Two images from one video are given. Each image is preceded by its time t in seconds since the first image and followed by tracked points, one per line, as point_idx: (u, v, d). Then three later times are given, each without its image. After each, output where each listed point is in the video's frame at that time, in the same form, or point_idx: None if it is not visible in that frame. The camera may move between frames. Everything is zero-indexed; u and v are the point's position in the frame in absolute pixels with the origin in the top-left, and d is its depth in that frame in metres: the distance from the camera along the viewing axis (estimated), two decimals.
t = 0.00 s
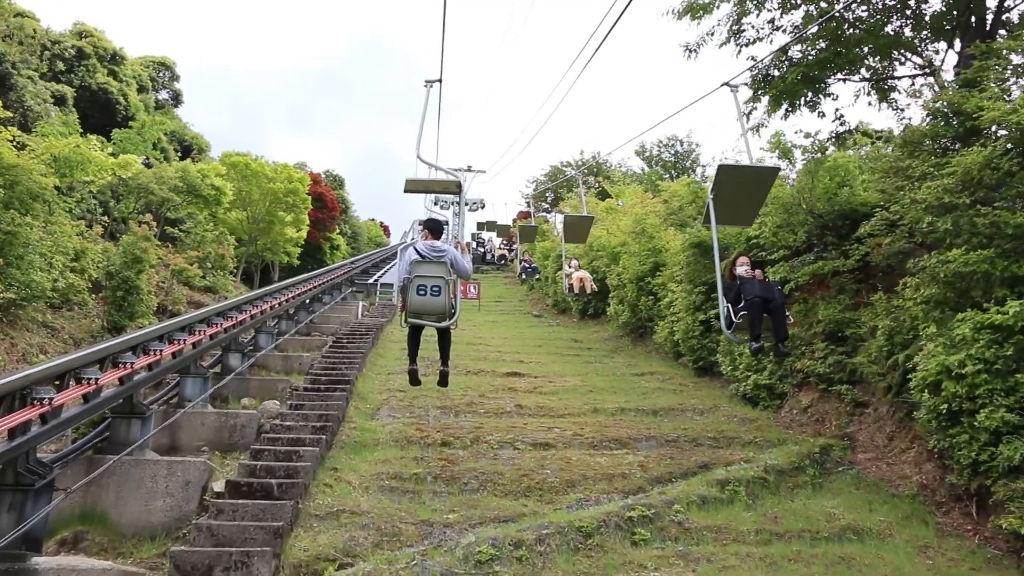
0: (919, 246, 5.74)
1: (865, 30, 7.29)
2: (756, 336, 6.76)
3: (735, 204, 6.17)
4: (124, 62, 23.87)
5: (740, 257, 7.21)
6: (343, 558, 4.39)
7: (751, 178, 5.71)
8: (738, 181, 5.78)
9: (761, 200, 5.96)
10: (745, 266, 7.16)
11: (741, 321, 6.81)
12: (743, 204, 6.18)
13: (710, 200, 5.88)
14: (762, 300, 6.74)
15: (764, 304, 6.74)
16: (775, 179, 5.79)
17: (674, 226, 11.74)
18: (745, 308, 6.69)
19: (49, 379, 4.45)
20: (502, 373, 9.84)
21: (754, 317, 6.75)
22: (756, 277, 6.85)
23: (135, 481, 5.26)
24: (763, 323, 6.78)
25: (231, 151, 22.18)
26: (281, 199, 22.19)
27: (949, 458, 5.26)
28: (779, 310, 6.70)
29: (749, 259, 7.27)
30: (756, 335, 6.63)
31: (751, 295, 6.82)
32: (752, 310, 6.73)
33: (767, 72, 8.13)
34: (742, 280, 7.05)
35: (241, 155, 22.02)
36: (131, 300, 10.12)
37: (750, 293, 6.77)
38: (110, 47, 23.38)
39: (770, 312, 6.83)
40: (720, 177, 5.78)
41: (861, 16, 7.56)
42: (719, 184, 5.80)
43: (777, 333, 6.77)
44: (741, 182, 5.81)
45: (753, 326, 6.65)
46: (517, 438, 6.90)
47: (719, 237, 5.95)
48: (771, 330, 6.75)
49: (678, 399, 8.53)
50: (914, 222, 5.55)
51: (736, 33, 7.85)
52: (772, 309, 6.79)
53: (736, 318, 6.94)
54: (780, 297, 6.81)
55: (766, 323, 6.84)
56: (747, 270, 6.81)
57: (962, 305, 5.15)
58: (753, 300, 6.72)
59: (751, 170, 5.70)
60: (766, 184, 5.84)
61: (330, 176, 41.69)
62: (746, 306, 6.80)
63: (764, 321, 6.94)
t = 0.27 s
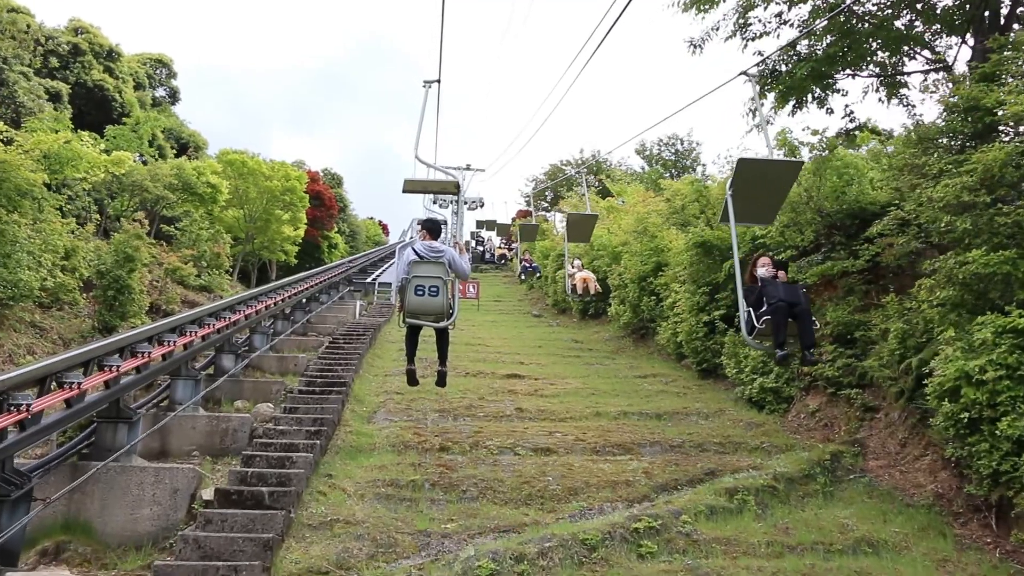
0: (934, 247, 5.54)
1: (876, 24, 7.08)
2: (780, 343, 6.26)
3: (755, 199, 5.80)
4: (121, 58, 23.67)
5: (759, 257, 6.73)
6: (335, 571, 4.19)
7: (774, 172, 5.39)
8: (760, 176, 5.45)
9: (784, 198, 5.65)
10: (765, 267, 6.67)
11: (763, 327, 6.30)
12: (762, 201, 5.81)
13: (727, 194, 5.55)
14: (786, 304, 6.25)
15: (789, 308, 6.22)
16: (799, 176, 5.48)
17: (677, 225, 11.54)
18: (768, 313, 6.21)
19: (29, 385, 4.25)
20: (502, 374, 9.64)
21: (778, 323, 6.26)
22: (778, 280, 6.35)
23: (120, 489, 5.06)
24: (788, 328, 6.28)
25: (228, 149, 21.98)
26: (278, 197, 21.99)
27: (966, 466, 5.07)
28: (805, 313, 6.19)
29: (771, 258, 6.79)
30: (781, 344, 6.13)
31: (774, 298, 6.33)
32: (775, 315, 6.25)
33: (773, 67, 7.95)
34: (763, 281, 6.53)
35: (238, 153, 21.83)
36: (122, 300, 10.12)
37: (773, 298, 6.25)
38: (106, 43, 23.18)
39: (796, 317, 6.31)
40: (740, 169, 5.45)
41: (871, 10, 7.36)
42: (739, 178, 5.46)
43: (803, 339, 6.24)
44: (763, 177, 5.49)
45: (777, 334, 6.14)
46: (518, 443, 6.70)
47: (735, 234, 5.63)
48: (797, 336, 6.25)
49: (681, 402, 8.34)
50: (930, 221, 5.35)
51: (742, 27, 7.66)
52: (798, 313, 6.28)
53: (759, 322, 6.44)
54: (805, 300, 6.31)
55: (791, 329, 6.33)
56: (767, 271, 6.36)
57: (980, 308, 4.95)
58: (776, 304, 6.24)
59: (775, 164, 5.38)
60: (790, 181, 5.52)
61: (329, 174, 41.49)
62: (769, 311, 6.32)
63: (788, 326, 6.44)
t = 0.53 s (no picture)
0: (951, 244, 5.36)
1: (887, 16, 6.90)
2: (804, 347, 5.85)
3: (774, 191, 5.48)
4: (117, 55, 23.46)
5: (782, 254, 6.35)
6: None
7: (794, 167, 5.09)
8: (780, 170, 5.15)
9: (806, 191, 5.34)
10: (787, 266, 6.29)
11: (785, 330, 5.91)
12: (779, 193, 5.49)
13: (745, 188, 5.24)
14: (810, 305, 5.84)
15: (812, 309, 5.80)
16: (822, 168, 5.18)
17: (680, 223, 11.36)
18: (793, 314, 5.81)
19: (10, 388, 4.08)
20: (502, 375, 9.46)
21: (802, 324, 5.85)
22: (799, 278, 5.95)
23: (107, 495, 4.90)
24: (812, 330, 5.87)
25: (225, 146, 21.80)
26: (276, 194, 21.81)
27: (982, 473, 4.90)
28: (831, 314, 5.78)
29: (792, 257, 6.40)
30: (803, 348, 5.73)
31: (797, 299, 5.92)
32: (798, 316, 5.85)
33: (780, 60, 7.77)
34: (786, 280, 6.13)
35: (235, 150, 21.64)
36: (114, 300, 10.09)
37: (794, 298, 5.84)
38: (102, 39, 22.97)
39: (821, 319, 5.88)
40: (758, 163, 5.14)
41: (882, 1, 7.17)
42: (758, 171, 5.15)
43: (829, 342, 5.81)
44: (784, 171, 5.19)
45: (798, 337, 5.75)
46: (519, 446, 6.52)
47: (755, 231, 5.33)
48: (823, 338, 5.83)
49: (685, 404, 8.18)
50: (947, 218, 5.17)
51: (748, 20, 7.50)
52: (822, 314, 5.86)
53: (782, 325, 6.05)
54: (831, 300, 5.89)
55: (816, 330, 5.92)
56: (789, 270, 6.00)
57: (998, 309, 4.78)
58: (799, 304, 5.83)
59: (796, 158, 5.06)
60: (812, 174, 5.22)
61: (328, 171, 41.29)
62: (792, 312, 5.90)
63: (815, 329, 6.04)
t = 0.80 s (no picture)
0: (973, 240, 5.16)
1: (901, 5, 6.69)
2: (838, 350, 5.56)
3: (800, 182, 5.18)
4: (114, 52, 23.26)
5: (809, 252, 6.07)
6: None
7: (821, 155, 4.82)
8: (807, 159, 4.89)
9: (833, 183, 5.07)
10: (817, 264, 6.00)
11: (818, 332, 5.62)
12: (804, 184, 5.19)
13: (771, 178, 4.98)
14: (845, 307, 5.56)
15: (847, 310, 5.53)
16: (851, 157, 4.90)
17: (685, 219, 11.16)
18: (826, 316, 5.55)
19: None
20: (505, 375, 9.25)
21: (836, 327, 5.56)
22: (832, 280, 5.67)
23: (92, 503, 4.70)
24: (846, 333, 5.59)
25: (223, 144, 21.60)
26: (275, 192, 21.61)
27: (1007, 478, 4.69)
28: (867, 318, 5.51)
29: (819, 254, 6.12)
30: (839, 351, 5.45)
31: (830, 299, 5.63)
32: (832, 319, 5.57)
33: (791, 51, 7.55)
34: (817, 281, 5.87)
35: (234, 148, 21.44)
36: (108, 300, 9.92)
37: (828, 299, 5.57)
38: (99, 36, 22.77)
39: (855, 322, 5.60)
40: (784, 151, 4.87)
41: None
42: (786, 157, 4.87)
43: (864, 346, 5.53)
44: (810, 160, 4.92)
45: (833, 339, 5.46)
46: (522, 449, 6.31)
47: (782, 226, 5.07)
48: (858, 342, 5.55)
49: (692, 404, 7.98)
50: (969, 213, 4.96)
51: (756, 10, 7.29)
52: (858, 316, 5.58)
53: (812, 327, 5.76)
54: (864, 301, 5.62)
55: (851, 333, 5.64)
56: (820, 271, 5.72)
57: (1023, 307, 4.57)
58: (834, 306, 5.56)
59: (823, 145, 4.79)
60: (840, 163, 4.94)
61: (327, 169, 41.09)
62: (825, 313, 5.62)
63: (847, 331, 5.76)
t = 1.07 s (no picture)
0: (997, 235, 4.94)
1: None
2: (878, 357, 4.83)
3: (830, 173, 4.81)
4: (111, 50, 23.04)
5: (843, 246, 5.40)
6: None
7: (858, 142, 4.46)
8: (839, 151, 4.56)
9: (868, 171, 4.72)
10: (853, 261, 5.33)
11: (857, 335, 4.92)
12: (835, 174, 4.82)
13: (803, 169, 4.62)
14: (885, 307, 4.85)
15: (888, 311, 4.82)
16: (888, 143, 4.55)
17: (689, 217, 10.95)
18: (862, 319, 4.85)
19: None
20: (507, 376, 9.04)
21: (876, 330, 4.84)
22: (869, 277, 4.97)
23: (77, 513, 4.49)
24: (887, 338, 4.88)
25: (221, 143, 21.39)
26: (273, 191, 21.40)
27: None
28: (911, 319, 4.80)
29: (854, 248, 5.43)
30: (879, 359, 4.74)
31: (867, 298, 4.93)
32: (870, 320, 4.86)
33: (801, 42, 7.33)
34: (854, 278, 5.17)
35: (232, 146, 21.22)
36: (99, 300, 9.90)
37: (867, 298, 4.88)
38: (96, 34, 22.56)
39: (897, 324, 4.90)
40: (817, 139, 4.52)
41: None
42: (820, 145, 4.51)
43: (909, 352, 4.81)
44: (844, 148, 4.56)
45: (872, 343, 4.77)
46: (526, 454, 6.10)
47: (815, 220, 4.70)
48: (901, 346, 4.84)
49: (700, 406, 7.76)
50: (994, 207, 4.74)
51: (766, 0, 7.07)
52: (901, 318, 4.87)
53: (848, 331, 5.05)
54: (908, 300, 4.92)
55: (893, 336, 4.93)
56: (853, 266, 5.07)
57: None
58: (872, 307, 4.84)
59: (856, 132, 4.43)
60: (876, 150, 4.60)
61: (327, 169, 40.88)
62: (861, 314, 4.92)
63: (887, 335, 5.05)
